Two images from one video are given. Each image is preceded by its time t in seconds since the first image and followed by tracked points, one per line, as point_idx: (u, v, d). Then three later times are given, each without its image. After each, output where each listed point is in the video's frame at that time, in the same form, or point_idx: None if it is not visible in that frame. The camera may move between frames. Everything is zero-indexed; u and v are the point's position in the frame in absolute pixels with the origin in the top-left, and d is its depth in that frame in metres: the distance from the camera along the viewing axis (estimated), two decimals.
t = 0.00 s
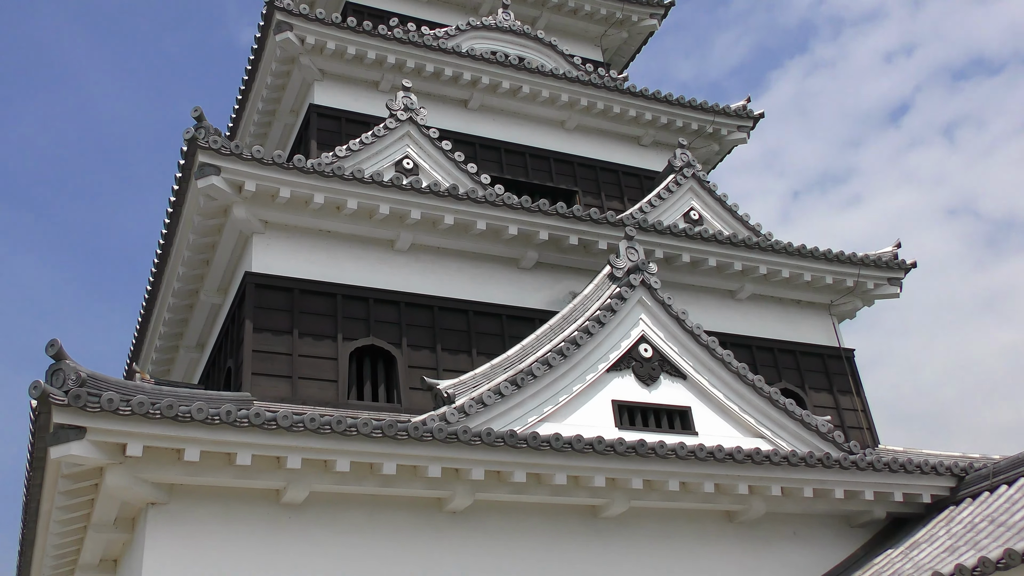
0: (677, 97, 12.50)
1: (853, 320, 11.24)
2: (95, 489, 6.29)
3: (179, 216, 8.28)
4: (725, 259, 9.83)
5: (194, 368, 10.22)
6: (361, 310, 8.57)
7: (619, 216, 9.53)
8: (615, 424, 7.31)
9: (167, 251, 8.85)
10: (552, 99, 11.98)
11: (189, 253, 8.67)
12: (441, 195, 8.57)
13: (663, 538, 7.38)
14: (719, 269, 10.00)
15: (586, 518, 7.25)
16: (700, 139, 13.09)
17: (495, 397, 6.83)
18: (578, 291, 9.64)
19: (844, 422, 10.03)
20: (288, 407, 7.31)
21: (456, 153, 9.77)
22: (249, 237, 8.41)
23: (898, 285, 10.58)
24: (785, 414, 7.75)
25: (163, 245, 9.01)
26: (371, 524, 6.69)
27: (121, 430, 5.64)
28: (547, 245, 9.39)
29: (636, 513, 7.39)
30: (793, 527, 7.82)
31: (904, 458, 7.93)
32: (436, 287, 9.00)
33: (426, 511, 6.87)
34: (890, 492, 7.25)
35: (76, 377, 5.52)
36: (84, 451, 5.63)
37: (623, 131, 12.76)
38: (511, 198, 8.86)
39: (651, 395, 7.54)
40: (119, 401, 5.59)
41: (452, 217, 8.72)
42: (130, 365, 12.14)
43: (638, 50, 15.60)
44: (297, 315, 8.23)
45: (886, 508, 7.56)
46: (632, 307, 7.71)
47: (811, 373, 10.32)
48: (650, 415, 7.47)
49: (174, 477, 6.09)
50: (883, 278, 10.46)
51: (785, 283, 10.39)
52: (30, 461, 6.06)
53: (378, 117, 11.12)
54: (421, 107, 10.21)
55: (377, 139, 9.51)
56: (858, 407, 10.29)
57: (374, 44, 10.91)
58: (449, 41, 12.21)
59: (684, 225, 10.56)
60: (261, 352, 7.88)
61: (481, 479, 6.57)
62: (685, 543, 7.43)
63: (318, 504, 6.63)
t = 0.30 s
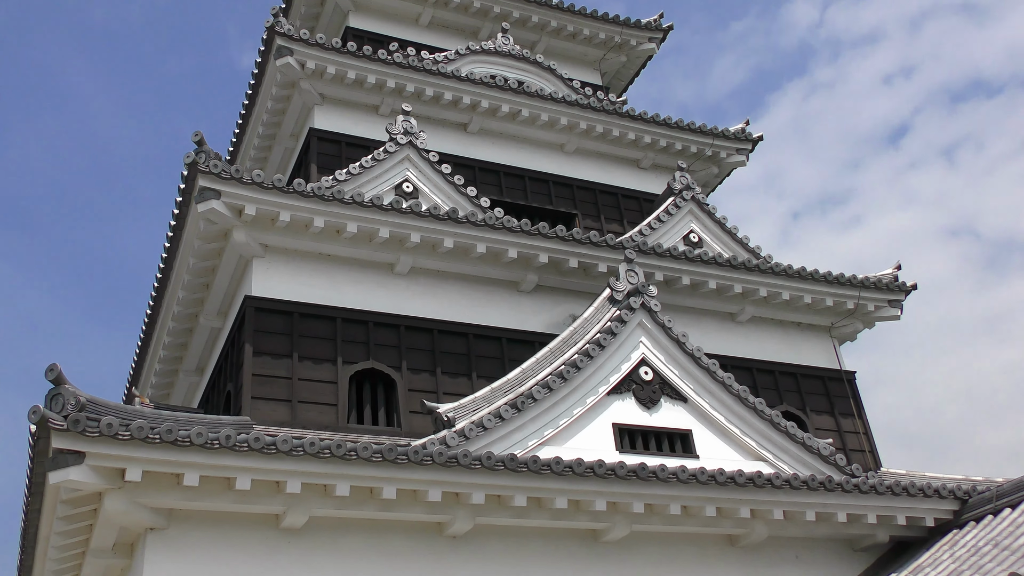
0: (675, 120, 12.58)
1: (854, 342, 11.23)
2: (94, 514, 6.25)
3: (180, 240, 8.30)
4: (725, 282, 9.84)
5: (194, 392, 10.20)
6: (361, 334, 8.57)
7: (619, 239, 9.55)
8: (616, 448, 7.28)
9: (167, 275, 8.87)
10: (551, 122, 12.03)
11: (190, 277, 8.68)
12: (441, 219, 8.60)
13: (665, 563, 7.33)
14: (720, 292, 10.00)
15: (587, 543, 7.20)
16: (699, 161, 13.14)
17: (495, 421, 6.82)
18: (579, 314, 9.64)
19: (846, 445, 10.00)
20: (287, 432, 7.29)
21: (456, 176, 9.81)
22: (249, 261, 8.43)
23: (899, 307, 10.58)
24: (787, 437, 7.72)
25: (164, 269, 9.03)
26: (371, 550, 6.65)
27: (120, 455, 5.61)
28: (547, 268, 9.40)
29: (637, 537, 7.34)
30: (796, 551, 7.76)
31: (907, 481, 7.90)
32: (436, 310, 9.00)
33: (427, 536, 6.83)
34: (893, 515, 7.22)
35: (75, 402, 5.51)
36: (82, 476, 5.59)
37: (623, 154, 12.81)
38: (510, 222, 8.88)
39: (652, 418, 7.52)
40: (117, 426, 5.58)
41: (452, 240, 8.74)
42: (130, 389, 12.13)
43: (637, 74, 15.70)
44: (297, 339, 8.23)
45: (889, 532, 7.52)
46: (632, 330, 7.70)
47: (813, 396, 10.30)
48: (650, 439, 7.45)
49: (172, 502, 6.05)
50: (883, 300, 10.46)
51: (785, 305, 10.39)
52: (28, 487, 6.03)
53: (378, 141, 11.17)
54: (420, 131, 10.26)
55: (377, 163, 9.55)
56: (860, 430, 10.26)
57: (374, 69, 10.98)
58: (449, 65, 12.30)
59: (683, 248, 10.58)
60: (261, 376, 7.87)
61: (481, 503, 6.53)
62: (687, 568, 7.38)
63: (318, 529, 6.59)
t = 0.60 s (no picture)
0: (674, 141, 12.63)
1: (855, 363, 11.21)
2: (92, 539, 6.18)
3: (179, 263, 8.31)
4: (725, 303, 9.85)
5: (193, 415, 10.17)
6: (361, 356, 8.55)
7: (618, 261, 9.56)
8: (616, 470, 7.26)
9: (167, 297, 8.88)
10: (550, 144, 12.08)
11: (189, 300, 8.68)
12: (440, 241, 8.61)
13: None
14: (720, 313, 10.00)
15: (588, 566, 7.16)
16: (699, 182, 13.19)
17: (495, 443, 6.80)
18: (579, 335, 9.63)
19: (848, 467, 9.97)
20: (287, 455, 7.26)
21: (456, 199, 9.83)
22: (248, 284, 8.44)
23: (899, 327, 10.59)
24: (789, 458, 7.70)
25: (164, 292, 9.04)
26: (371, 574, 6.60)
27: (118, 480, 5.58)
28: (547, 290, 9.41)
29: (639, 560, 7.29)
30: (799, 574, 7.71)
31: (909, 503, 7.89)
32: (436, 332, 8.99)
33: (427, 560, 6.78)
34: (895, 537, 7.19)
35: (74, 427, 5.49)
36: (81, 501, 5.53)
37: (622, 176, 12.85)
38: (510, 244, 8.90)
39: (653, 440, 7.50)
40: (116, 450, 5.56)
41: (452, 262, 8.75)
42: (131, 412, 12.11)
43: (637, 95, 15.79)
44: (297, 362, 8.22)
45: (892, 554, 7.48)
46: (632, 352, 7.69)
47: (814, 417, 10.28)
48: (651, 461, 7.43)
49: (171, 526, 6.02)
50: (883, 320, 10.47)
51: (785, 326, 10.39)
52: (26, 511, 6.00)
53: (378, 163, 11.21)
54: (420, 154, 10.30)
55: (377, 186, 9.58)
56: (862, 452, 10.23)
57: (374, 92, 11.03)
58: (448, 87, 12.36)
59: (683, 269, 10.59)
60: (260, 399, 7.85)
61: (481, 526, 6.49)
62: None
63: (318, 554, 6.55)
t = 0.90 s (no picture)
0: (673, 163, 12.69)
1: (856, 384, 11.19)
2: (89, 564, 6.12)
3: (179, 286, 8.31)
4: (725, 324, 9.85)
5: (192, 438, 10.13)
6: (361, 379, 8.54)
7: (618, 283, 9.58)
8: (617, 493, 7.23)
9: (167, 320, 8.90)
10: (550, 166, 12.13)
11: (189, 322, 8.68)
12: (440, 263, 8.63)
13: None
14: (720, 334, 10.00)
15: None
16: (698, 204, 13.22)
17: (495, 466, 6.78)
18: (579, 357, 9.63)
19: (849, 488, 9.94)
20: (287, 479, 7.23)
21: (456, 221, 9.86)
22: (248, 306, 8.44)
23: (899, 348, 10.59)
24: (790, 480, 7.69)
25: (164, 315, 9.05)
26: None
27: (117, 504, 5.56)
28: (547, 311, 9.41)
29: None
30: None
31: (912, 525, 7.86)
32: (436, 354, 8.99)
33: None
34: (898, 559, 7.16)
35: (73, 451, 5.47)
36: (79, 525, 5.49)
37: (621, 197, 12.89)
38: (510, 266, 8.92)
39: (653, 462, 7.47)
40: (115, 474, 5.54)
41: (452, 284, 8.76)
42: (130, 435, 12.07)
43: (637, 118, 15.86)
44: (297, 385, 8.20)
45: None
46: (632, 374, 7.69)
47: (815, 439, 10.25)
48: (652, 483, 7.41)
49: (170, 551, 5.97)
50: (883, 341, 10.47)
51: (785, 348, 10.39)
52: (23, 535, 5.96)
53: (378, 185, 11.25)
54: (420, 176, 10.34)
55: (377, 208, 9.61)
56: (863, 473, 10.20)
57: (374, 114, 11.09)
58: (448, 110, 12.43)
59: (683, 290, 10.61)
60: (260, 422, 7.83)
61: (482, 549, 6.44)
62: None
63: None
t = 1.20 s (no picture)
0: (672, 184, 12.75)
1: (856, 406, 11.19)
2: None
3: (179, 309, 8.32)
4: (725, 345, 9.86)
5: (191, 462, 10.09)
6: (361, 402, 8.53)
7: (618, 304, 9.60)
8: (617, 516, 7.19)
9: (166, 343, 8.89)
10: (550, 187, 12.17)
11: (189, 345, 8.68)
12: (440, 285, 8.64)
13: None
14: (720, 356, 10.00)
15: None
16: (698, 225, 13.26)
17: (496, 489, 6.75)
18: (579, 379, 9.61)
19: (851, 510, 9.90)
20: (286, 502, 7.19)
21: (456, 243, 9.88)
22: (248, 329, 8.44)
23: (899, 369, 10.60)
24: (791, 502, 7.69)
25: (164, 338, 9.04)
26: None
27: (116, 528, 5.52)
28: (547, 333, 9.41)
29: None
30: None
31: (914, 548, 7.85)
32: (436, 376, 8.98)
33: None
34: None
35: (71, 474, 5.44)
36: (77, 549, 5.43)
37: (621, 219, 12.93)
38: (510, 287, 8.93)
39: (654, 485, 7.45)
40: (114, 498, 5.52)
41: (452, 305, 8.77)
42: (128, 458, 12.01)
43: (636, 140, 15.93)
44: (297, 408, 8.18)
45: None
46: (633, 395, 7.67)
47: (817, 461, 10.22)
48: (653, 506, 7.38)
49: None
50: (883, 362, 10.48)
51: (786, 369, 10.39)
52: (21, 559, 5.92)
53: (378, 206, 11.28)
54: (420, 198, 10.38)
55: (377, 231, 9.63)
56: (865, 495, 10.17)
57: (374, 136, 11.14)
58: (448, 132, 12.49)
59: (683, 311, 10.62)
60: (260, 445, 7.80)
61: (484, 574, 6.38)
62: None
63: None
